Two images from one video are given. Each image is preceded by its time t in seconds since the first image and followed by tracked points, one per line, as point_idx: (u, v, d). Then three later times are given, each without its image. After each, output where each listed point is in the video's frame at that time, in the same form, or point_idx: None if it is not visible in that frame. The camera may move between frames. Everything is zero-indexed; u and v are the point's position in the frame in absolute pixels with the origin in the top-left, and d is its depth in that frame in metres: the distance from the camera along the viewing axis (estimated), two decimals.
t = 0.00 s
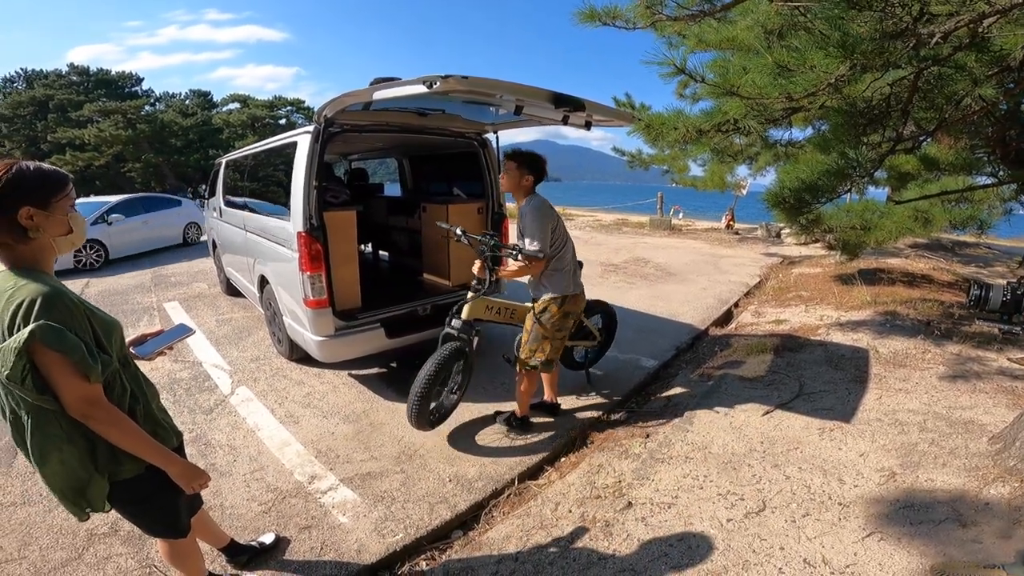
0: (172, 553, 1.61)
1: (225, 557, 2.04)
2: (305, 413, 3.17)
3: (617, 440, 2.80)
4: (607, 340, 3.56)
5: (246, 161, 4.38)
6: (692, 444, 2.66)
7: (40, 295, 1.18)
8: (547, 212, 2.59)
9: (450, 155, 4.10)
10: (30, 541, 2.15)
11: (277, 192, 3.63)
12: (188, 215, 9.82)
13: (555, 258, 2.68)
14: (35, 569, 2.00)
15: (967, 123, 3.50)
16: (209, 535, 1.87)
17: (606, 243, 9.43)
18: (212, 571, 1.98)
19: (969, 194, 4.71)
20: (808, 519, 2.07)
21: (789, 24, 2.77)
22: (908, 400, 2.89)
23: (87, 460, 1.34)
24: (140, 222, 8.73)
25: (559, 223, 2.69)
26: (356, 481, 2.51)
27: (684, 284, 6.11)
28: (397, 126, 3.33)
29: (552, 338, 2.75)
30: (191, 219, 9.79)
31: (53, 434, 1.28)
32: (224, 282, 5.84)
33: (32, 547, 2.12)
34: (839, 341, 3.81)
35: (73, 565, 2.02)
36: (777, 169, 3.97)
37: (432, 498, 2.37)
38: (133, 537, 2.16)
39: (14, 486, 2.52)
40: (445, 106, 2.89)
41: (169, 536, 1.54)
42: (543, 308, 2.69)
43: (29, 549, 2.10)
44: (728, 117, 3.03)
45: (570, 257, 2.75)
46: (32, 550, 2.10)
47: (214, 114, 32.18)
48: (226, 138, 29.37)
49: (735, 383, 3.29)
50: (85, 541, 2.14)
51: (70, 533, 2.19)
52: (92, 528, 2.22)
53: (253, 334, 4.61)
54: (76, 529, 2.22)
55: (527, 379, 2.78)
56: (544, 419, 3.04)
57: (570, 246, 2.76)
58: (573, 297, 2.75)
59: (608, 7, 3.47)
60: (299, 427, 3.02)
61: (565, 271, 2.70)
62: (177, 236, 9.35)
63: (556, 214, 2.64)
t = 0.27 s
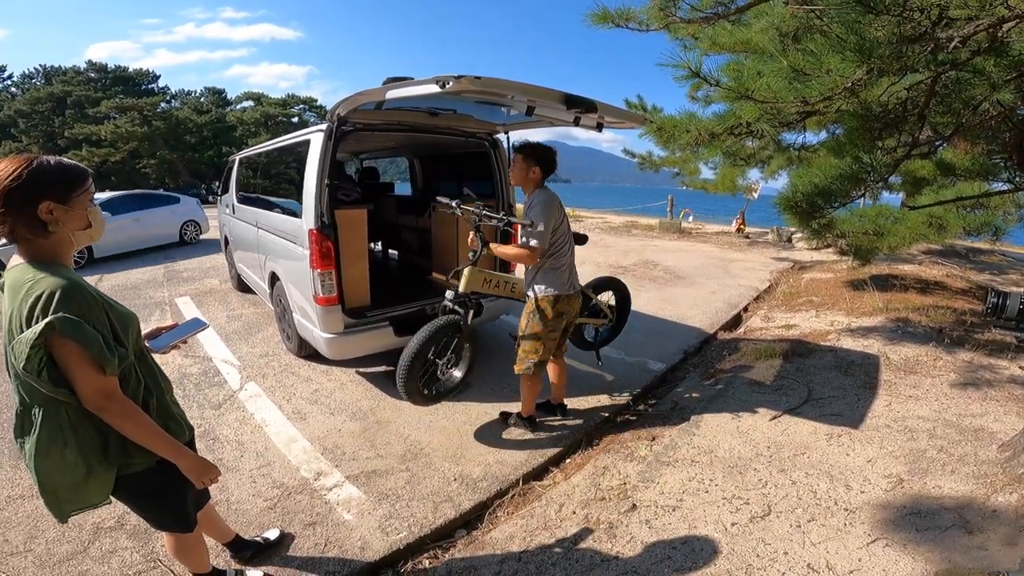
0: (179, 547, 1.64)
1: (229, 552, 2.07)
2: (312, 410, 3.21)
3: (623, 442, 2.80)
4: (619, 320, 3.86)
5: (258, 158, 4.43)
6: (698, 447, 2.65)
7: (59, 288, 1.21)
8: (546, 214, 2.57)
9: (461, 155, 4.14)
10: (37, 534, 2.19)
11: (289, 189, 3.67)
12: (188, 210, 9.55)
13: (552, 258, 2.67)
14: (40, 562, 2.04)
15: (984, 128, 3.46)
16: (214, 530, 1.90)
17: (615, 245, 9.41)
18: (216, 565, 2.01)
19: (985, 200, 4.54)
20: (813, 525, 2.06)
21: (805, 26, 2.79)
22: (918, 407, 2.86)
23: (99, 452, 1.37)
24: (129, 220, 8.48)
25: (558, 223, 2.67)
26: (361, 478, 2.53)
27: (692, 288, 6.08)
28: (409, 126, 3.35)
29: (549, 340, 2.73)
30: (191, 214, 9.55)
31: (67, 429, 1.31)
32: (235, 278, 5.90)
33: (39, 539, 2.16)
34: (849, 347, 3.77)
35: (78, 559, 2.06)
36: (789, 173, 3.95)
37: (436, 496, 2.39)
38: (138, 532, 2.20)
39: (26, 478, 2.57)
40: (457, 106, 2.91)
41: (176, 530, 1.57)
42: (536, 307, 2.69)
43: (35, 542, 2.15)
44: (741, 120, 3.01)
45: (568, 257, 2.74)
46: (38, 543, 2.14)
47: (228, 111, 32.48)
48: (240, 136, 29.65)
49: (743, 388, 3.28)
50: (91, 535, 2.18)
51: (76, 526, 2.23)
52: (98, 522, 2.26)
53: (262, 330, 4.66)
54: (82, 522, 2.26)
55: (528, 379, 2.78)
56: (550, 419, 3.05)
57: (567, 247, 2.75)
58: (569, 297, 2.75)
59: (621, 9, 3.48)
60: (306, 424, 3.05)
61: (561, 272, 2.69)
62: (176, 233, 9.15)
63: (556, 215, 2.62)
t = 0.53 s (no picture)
0: (192, 550, 1.65)
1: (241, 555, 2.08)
2: (322, 413, 3.23)
3: (632, 443, 2.80)
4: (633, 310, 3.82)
5: (266, 164, 4.47)
6: (707, 448, 2.64)
7: (73, 294, 1.23)
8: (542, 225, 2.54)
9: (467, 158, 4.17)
10: (50, 538, 2.22)
11: (296, 194, 3.70)
12: (181, 217, 9.43)
13: (547, 262, 2.67)
14: (55, 565, 2.07)
15: (993, 124, 3.42)
16: (226, 534, 1.92)
17: (622, 246, 9.39)
18: (228, 568, 2.02)
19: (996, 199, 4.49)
20: (825, 525, 2.04)
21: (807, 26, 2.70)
22: (930, 406, 2.83)
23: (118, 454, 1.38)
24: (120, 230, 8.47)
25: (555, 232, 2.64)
26: (371, 481, 2.54)
27: (700, 289, 6.05)
28: (415, 129, 3.38)
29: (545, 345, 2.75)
30: (187, 222, 9.49)
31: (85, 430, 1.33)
32: (244, 283, 5.95)
33: (52, 543, 2.19)
34: (860, 346, 3.74)
35: (93, 561, 2.08)
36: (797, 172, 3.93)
37: (446, 499, 2.39)
38: (151, 535, 2.22)
39: (41, 482, 2.60)
40: (462, 109, 2.93)
41: (189, 533, 1.58)
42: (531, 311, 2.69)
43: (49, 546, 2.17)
44: (747, 120, 3.01)
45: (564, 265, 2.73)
46: (52, 546, 2.17)
47: (235, 118, 32.75)
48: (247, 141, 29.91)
49: (752, 388, 3.26)
50: (105, 538, 2.20)
51: (90, 529, 2.26)
52: (112, 525, 2.29)
53: (271, 334, 4.69)
54: (96, 526, 2.29)
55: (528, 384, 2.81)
56: (559, 421, 3.05)
57: (562, 248, 2.74)
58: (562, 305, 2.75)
59: (624, 10, 3.48)
60: (316, 427, 3.06)
61: (556, 279, 2.69)
62: (166, 242, 9.11)
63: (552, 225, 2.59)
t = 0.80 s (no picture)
0: (190, 554, 1.65)
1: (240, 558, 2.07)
2: (320, 417, 3.22)
3: (630, 445, 2.79)
4: (639, 324, 3.55)
5: (264, 167, 4.47)
6: (706, 450, 2.64)
7: (67, 299, 1.22)
8: (518, 229, 2.52)
9: (464, 160, 4.17)
10: (49, 540, 2.21)
11: (294, 198, 3.70)
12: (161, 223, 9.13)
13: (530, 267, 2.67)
14: (54, 567, 2.05)
15: (988, 126, 3.44)
16: (225, 536, 1.92)
17: (620, 249, 9.40)
18: (227, 571, 2.01)
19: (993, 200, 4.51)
20: (824, 527, 2.04)
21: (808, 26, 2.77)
22: (928, 408, 2.84)
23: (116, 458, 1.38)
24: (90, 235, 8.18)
25: (534, 235, 2.62)
26: (370, 484, 2.53)
27: (698, 291, 6.06)
28: (413, 132, 3.38)
29: (531, 347, 2.76)
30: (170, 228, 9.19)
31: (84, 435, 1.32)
32: (242, 287, 5.94)
33: (51, 545, 2.18)
34: (858, 348, 3.75)
35: (92, 564, 2.07)
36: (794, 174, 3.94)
37: (445, 501, 2.38)
38: (150, 538, 2.21)
39: (38, 485, 2.59)
40: (460, 112, 2.93)
41: (188, 536, 1.57)
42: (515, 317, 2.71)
43: (48, 548, 2.16)
44: (743, 122, 3.02)
45: (546, 269, 2.70)
46: (50, 549, 2.16)
47: (233, 121, 32.71)
48: (245, 144, 29.91)
49: (751, 391, 3.26)
50: (104, 541, 2.19)
51: (88, 532, 2.25)
52: (110, 528, 2.28)
53: (269, 338, 4.68)
54: (95, 528, 2.27)
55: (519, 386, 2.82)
56: (557, 424, 3.04)
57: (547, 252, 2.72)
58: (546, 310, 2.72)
59: (622, 13, 3.49)
60: (314, 430, 3.06)
61: (537, 282, 2.67)
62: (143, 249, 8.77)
63: (530, 229, 2.56)
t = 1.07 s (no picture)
0: (180, 561, 1.63)
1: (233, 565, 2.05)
2: (313, 421, 3.19)
3: (625, 447, 2.80)
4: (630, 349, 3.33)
5: (255, 170, 4.44)
6: (700, 451, 2.65)
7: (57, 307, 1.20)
8: (486, 230, 2.57)
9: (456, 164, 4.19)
10: (40, 547, 2.17)
11: (285, 201, 3.68)
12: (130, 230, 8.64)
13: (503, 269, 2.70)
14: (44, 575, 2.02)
15: (975, 127, 3.49)
16: (218, 541, 1.89)
17: (613, 251, 9.42)
18: None
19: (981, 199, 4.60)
20: (818, 526, 2.05)
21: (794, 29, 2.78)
22: (919, 407, 2.86)
23: (125, 457, 1.38)
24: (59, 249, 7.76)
25: (504, 237, 2.65)
26: (364, 489, 2.51)
27: (691, 292, 6.09)
28: (404, 136, 3.37)
29: (508, 347, 2.80)
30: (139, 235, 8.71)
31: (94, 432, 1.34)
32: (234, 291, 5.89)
33: (42, 552, 2.14)
34: (849, 348, 3.78)
35: (83, 571, 2.03)
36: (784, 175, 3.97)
37: (440, 505, 2.37)
38: (142, 544, 2.18)
39: (26, 492, 2.55)
40: (452, 115, 2.92)
41: (177, 545, 1.55)
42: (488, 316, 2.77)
43: (39, 555, 2.12)
44: (734, 124, 3.07)
45: (519, 270, 2.72)
46: (42, 555, 2.12)
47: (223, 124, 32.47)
48: (236, 148, 29.72)
49: (744, 392, 3.27)
50: (95, 547, 2.16)
51: (80, 538, 2.21)
52: (101, 534, 2.24)
53: (261, 342, 4.65)
54: (86, 535, 2.24)
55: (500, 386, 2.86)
56: (551, 427, 3.04)
57: (523, 255, 2.74)
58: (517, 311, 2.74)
59: (612, 16, 3.51)
60: (307, 435, 3.03)
61: (510, 283, 2.71)
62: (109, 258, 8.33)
63: (499, 231, 2.60)
